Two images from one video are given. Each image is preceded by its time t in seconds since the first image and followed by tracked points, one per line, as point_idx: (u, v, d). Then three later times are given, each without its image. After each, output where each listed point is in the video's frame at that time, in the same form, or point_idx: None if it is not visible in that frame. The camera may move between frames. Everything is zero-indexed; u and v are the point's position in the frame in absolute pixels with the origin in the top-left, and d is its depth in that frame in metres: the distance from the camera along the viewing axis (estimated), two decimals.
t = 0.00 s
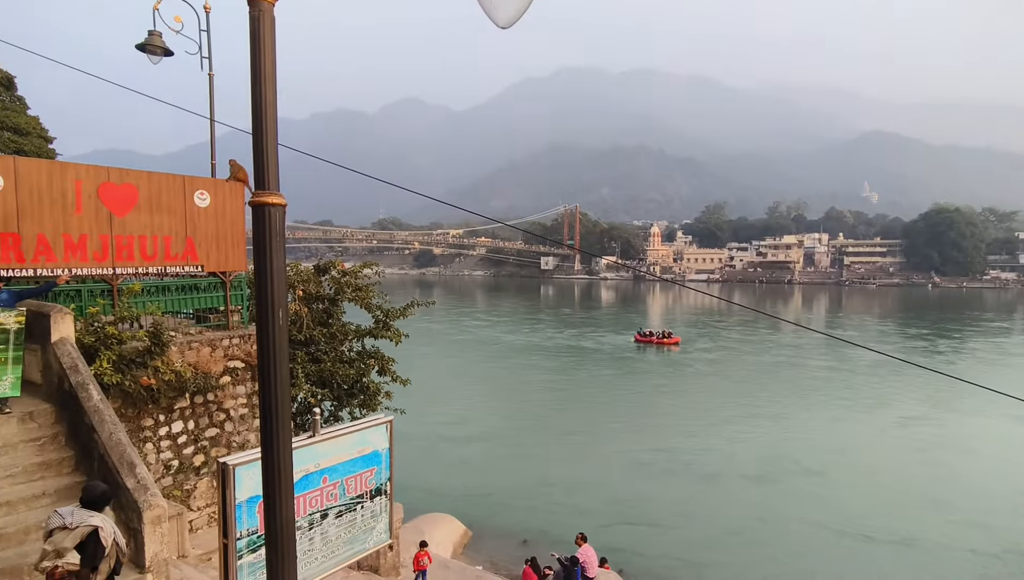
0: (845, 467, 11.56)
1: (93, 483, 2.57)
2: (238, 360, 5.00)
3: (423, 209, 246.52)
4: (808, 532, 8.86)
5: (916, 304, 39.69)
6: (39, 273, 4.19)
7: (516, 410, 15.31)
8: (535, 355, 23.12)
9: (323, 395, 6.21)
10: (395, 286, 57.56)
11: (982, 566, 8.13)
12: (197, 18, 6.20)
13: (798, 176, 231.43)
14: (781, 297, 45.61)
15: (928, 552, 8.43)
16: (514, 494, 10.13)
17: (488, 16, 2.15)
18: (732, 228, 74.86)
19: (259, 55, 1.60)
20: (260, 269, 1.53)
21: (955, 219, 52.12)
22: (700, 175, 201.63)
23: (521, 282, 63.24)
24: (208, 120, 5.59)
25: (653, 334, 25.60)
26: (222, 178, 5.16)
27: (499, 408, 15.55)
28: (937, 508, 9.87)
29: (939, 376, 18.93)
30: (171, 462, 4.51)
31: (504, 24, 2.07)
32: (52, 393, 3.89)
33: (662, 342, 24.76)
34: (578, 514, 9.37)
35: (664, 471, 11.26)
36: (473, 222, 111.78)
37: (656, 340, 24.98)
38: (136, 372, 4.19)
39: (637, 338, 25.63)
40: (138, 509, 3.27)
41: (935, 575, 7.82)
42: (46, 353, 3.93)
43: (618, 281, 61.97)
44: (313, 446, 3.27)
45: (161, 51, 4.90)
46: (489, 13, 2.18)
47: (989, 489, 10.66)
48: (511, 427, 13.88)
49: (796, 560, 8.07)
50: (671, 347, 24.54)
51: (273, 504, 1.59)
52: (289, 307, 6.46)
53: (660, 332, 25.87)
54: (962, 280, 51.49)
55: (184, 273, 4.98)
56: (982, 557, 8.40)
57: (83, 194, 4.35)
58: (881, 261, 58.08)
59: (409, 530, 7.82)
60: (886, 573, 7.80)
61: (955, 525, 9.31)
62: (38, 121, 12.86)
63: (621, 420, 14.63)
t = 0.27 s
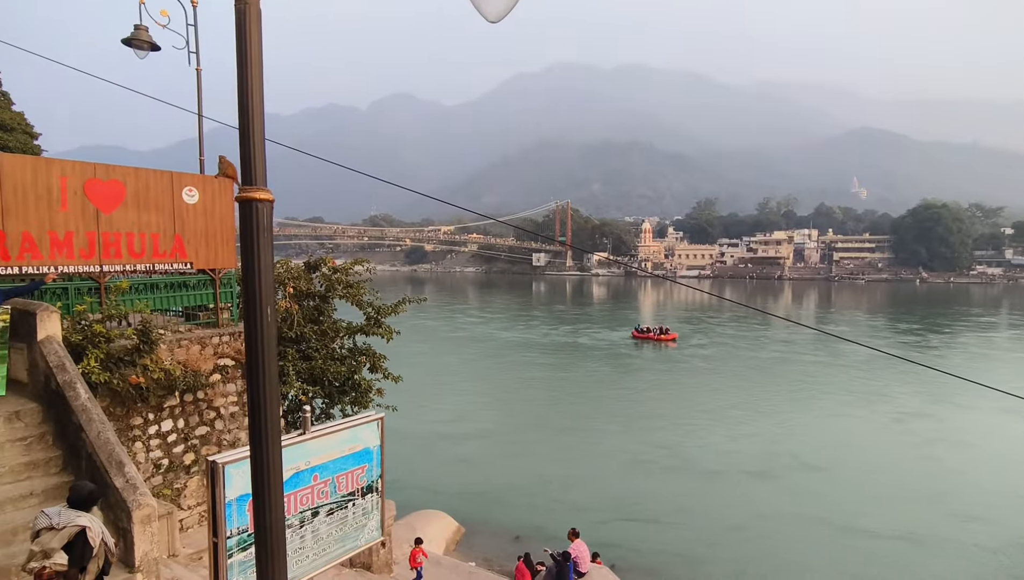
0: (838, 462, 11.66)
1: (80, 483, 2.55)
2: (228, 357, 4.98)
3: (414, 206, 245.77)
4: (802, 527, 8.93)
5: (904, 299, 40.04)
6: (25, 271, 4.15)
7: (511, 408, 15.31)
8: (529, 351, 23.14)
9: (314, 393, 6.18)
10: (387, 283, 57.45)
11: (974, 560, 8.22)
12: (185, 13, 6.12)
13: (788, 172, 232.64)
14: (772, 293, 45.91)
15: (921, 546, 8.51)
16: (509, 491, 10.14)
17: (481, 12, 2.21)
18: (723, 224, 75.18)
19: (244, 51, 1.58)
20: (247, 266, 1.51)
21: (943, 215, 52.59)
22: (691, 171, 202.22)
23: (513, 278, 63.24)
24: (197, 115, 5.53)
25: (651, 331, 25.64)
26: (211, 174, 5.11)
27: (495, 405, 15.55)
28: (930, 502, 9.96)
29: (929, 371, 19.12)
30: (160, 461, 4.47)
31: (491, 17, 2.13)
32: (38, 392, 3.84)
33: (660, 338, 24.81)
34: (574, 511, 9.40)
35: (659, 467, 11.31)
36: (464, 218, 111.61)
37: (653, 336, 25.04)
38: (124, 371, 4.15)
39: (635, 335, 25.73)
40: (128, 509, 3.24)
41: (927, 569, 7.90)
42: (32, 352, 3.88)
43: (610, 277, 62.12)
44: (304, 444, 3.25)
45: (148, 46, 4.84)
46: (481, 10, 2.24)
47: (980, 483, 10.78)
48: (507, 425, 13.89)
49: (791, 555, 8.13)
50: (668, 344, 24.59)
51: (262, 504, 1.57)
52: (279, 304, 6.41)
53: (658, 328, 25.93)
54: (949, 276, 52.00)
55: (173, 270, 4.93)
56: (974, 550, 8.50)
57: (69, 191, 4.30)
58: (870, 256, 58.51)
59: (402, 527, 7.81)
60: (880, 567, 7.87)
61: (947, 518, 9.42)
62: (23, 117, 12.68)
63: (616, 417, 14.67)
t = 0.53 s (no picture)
0: (828, 456, 11.78)
1: (63, 483, 2.50)
2: (215, 355, 4.93)
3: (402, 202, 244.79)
4: (794, 521, 9.01)
5: (889, 294, 40.45)
6: (6, 268, 4.08)
7: (504, 404, 15.32)
8: (521, 348, 23.16)
9: (302, 389, 6.13)
10: (376, 279, 57.27)
11: (963, 551, 8.34)
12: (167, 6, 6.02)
13: (774, 168, 234.13)
14: (759, 288, 46.21)
15: (910, 538, 8.62)
16: (502, 487, 10.15)
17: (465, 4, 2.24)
18: (711, 219, 75.52)
19: (225, 43, 1.55)
20: (230, 261, 1.49)
21: (927, 211, 53.21)
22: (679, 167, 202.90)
23: (502, 274, 63.17)
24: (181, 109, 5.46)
25: (645, 326, 25.52)
26: (196, 168, 5.04)
27: (488, 401, 15.55)
28: (919, 494, 10.08)
29: (915, 365, 19.37)
30: (147, 459, 4.42)
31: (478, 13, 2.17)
32: (20, 391, 3.77)
33: (655, 333, 24.90)
34: (568, 507, 9.42)
35: (652, 462, 11.36)
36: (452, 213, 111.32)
37: (647, 332, 25.00)
38: (109, 369, 4.10)
39: (629, 331, 25.66)
40: (113, 508, 3.20)
41: (917, 560, 8.00)
42: (13, 350, 3.81)
43: (599, 273, 62.31)
44: (291, 441, 3.23)
45: (130, 38, 4.75)
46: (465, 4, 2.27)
47: (967, 476, 10.92)
48: (500, 421, 13.89)
49: (784, 548, 8.20)
50: (662, 339, 24.56)
51: (248, 502, 1.56)
52: (267, 300, 6.35)
53: (653, 323, 26.00)
54: (933, 270, 52.58)
55: (157, 267, 4.87)
56: (962, 542, 8.61)
57: (50, 186, 4.22)
58: (855, 251, 59.01)
59: (392, 523, 7.79)
60: (871, 560, 7.96)
61: (935, 511, 9.53)
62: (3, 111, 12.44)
63: (609, 412, 14.72)
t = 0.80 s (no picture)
0: (815, 448, 11.92)
1: (42, 482, 2.47)
2: (199, 352, 4.87)
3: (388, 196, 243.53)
4: (783, 513, 9.11)
5: (871, 288, 41.00)
6: None
7: (494, 400, 15.33)
8: (510, 343, 23.17)
9: (288, 385, 6.08)
10: (362, 275, 56.98)
11: (948, 540, 8.47)
12: None
13: (758, 163, 235.97)
14: (743, 282, 46.63)
15: (896, 528, 8.74)
16: (494, 483, 10.15)
17: None
18: (696, 214, 76.00)
19: (204, 32, 1.52)
20: (210, 255, 1.47)
21: (908, 206, 53.94)
22: (664, 162, 203.74)
23: (488, 269, 63.14)
24: (161, 102, 5.36)
25: (637, 320, 25.92)
26: (178, 162, 4.96)
27: (478, 397, 15.54)
28: (904, 485, 10.23)
29: (898, 358, 19.65)
30: (129, 458, 4.36)
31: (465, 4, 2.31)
32: None
33: (647, 328, 25.01)
34: (559, 501, 9.45)
35: (643, 456, 11.42)
36: (439, 208, 110.96)
37: (640, 326, 25.26)
38: (89, 366, 4.04)
39: (621, 326, 26.01)
40: (94, 508, 3.15)
41: (903, 550, 8.12)
42: None
43: (585, 268, 62.48)
44: (276, 437, 3.20)
45: (108, 30, 4.65)
46: None
47: (951, 467, 11.10)
48: (490, 417, 13.90)
49: (773, 540, 8.29)
50: (653, 333, 24.76)
51: (232, 499, 1.54)
52: (251, 296, 6.27)
53: (646, 318, 26.12)
54: (913, 264, 53.34)
55: (139, 263, 4.79)
56: (946, 532, 8.75)
57: (26, 180, 4.13)
58: (838, 246, 59.71)
59: (379, 518, 7.77)
60: (859, 551, 8.06)
61: (921, 502, 9.67)
62: None
63: (599, 407, 14.78)
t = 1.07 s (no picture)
0: (800, 439, 12.06)
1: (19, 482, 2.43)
2: (181, 349, 4.82)
3: (372, 191, 241.80)
4: (771, 503, 9.21)
5: (853, 281, 41.53)
6: None
7: (484, 395, 15.32)
8: (499, 338, 23.16)
9: (272, 382, 6.03)
10: (346, 270, 56.60)
11: (932, 528, 8.61)
12: None
13: (741, 157, 237.75)
14: (727, 275, 46.99)
15: (881, 517, 8.87)
16: (484, 478, 10.15)
17: None
18: (681, 208, 76.40)
19: (180, 23, 1.50)
20: (189, 249, 1.45)
21: (888, 199, 54.70)
22: (649, 156, 204.40)
23: (474, 263, 63.01)
24: (140, 96, 5.26)
25: (630, 314, 25.98)
26: (157, 157, 4.87)
27: (468, 392, 15.52)
28: (888, 474, 10.39)
29: (881, 350, 19.93)
30: (110, 457, 4.30)
31: None
32: None
33: (638, 322, 25.13)
34: (550, 496, 9.47)
35: (633, 450, 11.48)
36: (424, 203, 110.40)
37: (631, 320, 25.35)
38: (68, 365, 3.98)
39: (613, 319, 26.06)
40: (74, 508, 3.11)
41: (888, 539, 8.24)
42: None
43: (571, 262, 62.60)
44: (260, 434, 3.18)
45: (84, 22, 4.55)
46: None
47: (933, 456, 11.29)
48: (480, 412, 13.90)
49: (761, 531, 8.38)
50: (646, 327, 24.81)
51: (213, 499, 1.52)
52: (234, 292, 6.20)
53: (637, 312, 26.24)
54: (893, 257, 54.09)
55: (118, 259, 4.71)
56: (933, 520, 8.89)
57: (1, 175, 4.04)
58: (820, 239, 60.33)
59: (366, 514, 7.75)
60: (845, 540, 8.17)
61: (905, 490, 9.82)
62: None
63: (588, 401, 14.84)
